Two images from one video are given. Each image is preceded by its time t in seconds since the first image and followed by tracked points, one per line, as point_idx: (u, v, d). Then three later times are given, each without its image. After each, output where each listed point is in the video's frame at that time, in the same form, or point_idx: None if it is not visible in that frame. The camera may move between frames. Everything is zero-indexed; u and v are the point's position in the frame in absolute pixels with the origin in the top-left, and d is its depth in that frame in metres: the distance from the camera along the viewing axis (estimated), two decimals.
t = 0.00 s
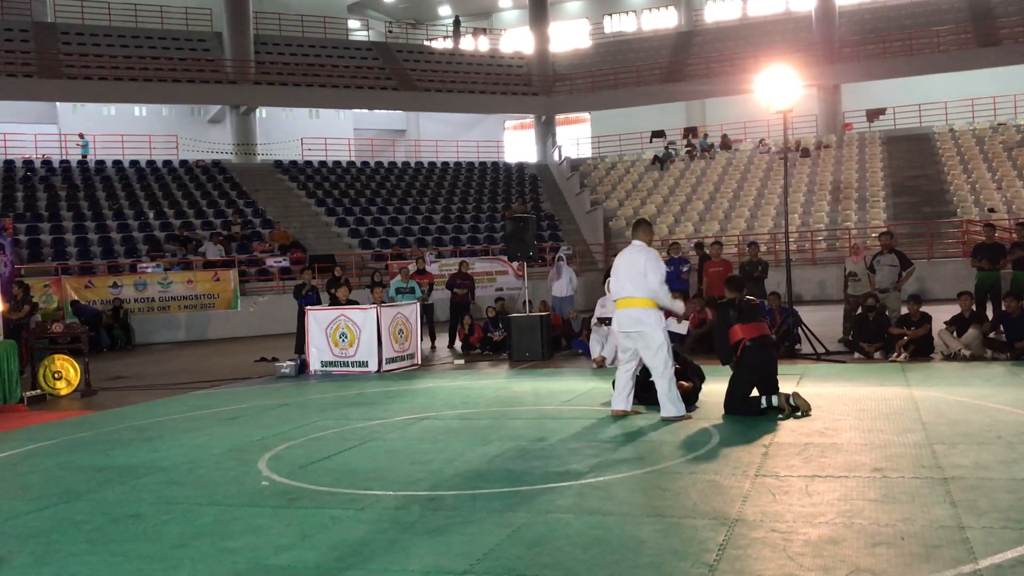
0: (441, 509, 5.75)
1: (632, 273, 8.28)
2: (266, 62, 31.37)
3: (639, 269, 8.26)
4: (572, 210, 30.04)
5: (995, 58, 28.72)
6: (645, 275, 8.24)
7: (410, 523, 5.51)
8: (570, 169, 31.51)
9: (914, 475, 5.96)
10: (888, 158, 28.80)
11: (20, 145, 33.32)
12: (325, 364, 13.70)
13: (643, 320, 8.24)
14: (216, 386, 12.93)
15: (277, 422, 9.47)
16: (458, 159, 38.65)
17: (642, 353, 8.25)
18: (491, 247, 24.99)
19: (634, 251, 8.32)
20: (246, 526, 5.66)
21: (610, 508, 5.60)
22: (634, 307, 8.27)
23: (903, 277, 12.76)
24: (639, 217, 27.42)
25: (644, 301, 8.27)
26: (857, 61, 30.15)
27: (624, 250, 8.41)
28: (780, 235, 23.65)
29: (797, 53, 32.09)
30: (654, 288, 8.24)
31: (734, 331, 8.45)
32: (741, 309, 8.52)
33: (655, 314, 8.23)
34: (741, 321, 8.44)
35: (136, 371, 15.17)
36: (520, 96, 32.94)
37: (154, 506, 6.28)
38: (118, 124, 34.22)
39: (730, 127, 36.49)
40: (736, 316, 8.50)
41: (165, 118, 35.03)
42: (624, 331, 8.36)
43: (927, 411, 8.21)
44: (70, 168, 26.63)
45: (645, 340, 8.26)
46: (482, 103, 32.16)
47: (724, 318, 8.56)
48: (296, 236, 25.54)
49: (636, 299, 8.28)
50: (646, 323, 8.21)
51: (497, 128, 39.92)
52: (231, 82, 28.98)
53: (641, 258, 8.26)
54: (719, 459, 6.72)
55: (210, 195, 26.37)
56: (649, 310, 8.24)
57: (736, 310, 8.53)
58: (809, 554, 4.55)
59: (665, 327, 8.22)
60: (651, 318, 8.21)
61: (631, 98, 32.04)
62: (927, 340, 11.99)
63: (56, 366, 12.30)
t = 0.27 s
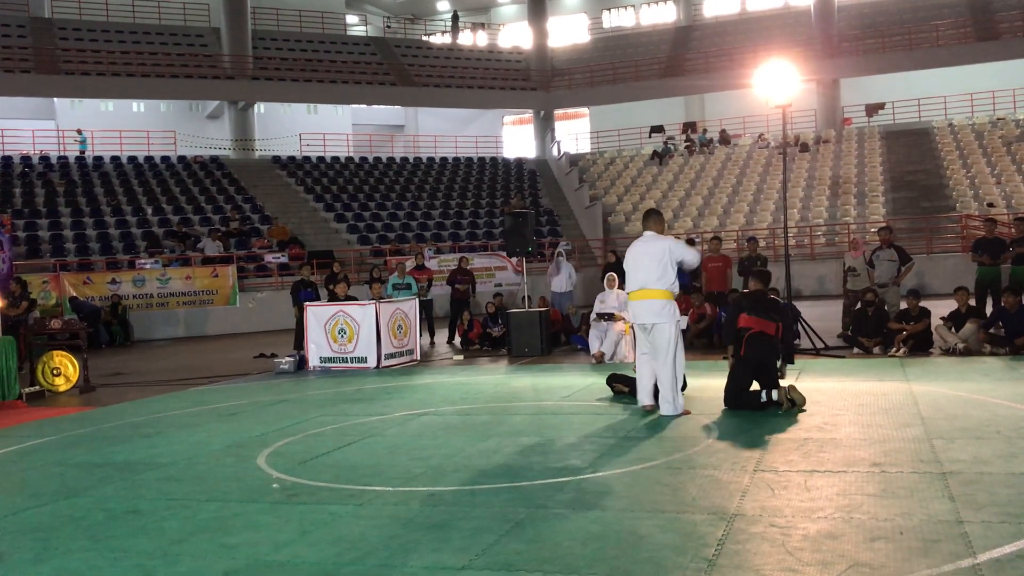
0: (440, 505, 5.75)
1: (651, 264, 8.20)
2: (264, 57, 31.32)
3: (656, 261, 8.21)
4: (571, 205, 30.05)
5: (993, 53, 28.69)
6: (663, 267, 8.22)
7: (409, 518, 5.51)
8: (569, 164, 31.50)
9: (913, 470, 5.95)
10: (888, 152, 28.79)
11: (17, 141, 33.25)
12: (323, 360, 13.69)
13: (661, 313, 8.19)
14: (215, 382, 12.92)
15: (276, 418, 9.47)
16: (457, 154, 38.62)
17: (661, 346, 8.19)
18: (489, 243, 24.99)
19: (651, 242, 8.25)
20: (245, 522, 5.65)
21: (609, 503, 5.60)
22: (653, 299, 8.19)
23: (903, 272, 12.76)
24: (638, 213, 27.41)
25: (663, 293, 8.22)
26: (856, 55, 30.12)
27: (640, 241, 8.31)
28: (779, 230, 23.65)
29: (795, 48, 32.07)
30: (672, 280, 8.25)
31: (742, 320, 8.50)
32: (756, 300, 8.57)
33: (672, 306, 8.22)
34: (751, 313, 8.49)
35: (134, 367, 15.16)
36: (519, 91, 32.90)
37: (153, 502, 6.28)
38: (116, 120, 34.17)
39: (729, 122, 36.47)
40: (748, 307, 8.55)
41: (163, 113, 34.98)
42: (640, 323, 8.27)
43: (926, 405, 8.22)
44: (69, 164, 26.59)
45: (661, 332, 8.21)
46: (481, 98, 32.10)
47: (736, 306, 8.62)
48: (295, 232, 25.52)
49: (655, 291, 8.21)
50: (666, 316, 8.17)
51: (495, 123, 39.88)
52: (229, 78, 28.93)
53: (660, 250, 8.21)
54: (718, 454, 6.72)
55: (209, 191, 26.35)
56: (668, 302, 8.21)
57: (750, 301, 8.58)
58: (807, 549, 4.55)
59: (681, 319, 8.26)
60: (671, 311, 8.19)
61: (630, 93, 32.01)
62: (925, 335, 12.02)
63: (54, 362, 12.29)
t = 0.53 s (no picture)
0: (439, 503, 5.76)
1: (663, 259, 8.18)
2: (262, 55, 31.31)
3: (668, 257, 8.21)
4: (570, 203, 30.05)
5: (992, 50, 28.70)
6: (673, 264, 8.23)
7: (408, 515, 5.52)
8: (568, 162, 31.50)
9: (912, 467, 5.96)
10: (886, 150, 28.81)
11: (16, 139, 33.22)
12: (323, 357, 13.69)
13: (671, 309, 8.15)
14: (215, 380, 12.92)
15: (275, 416, 9.47)
16: (456, 152, 38.61)
17: (669, 343, 8.15)
18: (489, 241, 24.98)
19: (663, 239, 8.26)
20: (244, 519, 5.66)
21: (609, 500, 5.61)
22: (665, 297, 8.16)
23: (902, 269, 12.77)
24: (636, 210, 27.42)
25: (673, 290, 8.20)
26: (854, 53, 30.12)
27: (651, 237, 8.29)
28: (778, 228, 23.66)
29: (794, 46, 32.06)
30: (680, 277, 8.28)
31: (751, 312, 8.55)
32: (765, 294, 8.61)
33: (680, 304, 8.22)
34: (761, 306, 8.53)
35: (133, 365, 15.16)
36: (518, 88, 32.86)
37: (152, 500, 6.28)
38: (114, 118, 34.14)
39: (728, 120, 36.47)
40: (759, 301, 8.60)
41: (162, 111, 34.95)
42: (648, 320, 8.19)
43: (924, 403, 8.23)
44: (67, 162, 26.56)
45: (672, 328, 8.16)
46: (480, 96, 32.06)
47: (746, 298, 8.67)
48: (293, 230, 25.51)
49: (666, 287, 8.19)
50: (677, 313, 8.15)
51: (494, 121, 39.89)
52: (228, 75, 28.91)
53: (671, 247, 8.23)
54: (718, 451, 6.73)
55: (207, 189, 26.34)
56: (678, 299, 8.20)
57: (760, 295, 8.62)
58: (806, 546, 4.56)
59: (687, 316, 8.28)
60: (680, 307, 8.19)
61: (629, 91, 32.00)
62: (924, 333, 12.03)
63: (54, 360, 12.29)
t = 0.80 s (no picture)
0: (440, 502, 5.76)
1: (664, 260, 8.18)
2: (263, 55, 31.31)
3: (668, 257, 8.21)
4: (570, 202, 30.04)
5: (993, 50, 28.69)
6: (674, 264, 8.23)
7: (409, 515, 5.52)
8: (569, 162, 31.50)
9: (912, 467, 5.97)
10: (887, 150, 28.79)
11: (16, 138, 33.22)
12: (323, 357, 13.69)
13: (672, 309, 8.15)
14: (216, 379, 12.92)
15: (275, 415, 9.47)
16: (456, 152, 38.59)
17: (670, 343, 8.15)
18: (489, 240, 24.97)
19: (664, 239, 8.25)
20: (245, 519, 5.66)
21: (609, 499, 5.62)
22: (665, 297, 8.15)
23: (902, 269, 12.77)
24: (637, 210, 27.43)
25: (674, 291, 8.20)
26: (855, 53, 30.10)
27: (652, 237, 8.29)
28: (779, 228, 23.65)
29: (795, 46, 32.04)
30: (681, 278, 8.27)
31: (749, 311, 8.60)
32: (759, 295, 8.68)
33: (681, 304, 8.23)
34: (761, 305, 8.58)
35: (134, 365, 15.17)
36: (519, 88, 32.85)
37: (153, 499, 6.29)
38: (115, 117, 34.14)
39: (729, 119, 36.45)
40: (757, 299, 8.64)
41: (162, 111, 34.95)
42: (649, 320, 8.19)
43: (925, 403, 8.23)
44: (68, 161, 26.55)
45: (673, 329, 8.17)
46: (480, 96, 32.03)
47: (742, 299, 8.72)
48: (294, 229, 25.51)
49: (667, 288, 8.18)
50: (678, 314, 8.16)
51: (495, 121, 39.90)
52: (229, 75, 28.91)
53: (672, 247, 8.24)
54: (718, 451, 6.73)
55: (208, 188, 26.33)
56: (678, 299, 8.20)
57: (756, 293, 8.67)
58: (806, 546, 4.56)
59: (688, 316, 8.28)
60: (681, 308, 8.19)
61: (629, 91, 31.99)
62: (925, 332, 12.04)
63: (55, 359, 12.30)
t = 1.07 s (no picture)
0: (442, 504, 5.76)
1: (665, 262, 8.18)
2: (265, 56, 31.36)
3: (669, 259, 8.20)
4: (572, 204, 30.06)
5: (995, 51, 28.66)
6: (675, 266, 8.22)
7: (411, 517, 5.52)
8: (571, 163, 31.52)
9: (915, 468, 5.95)
10: (889, 151, 28.78)
11: (19, 141, 33.27)
12: (325, 359, 13.70)
13: (673, 310, 8.15)
14: (218, 381, 12.92)
15: (277, 417, 9.47)
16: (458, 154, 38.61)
17: (672, 344, 8.15)
18: (491, 242, 24.98)
19: (665, 241, 8.24)
20: (246, 521, 5.66)
21: (612, 501, 5.62)
22: (666, 299, 8.15)
23: (904, 271, 12.75)
24: (639, 212, 27.45)
25: (675, 292, 8.19)
26: (856, 54, 30.08)
27: (652, 239, 8.28)
28: (781, 229, 23.64)
29: (797, 47, 32.03)
30: (682, 280, 8.26)
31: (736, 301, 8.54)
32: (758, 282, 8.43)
33: (682, 306, 8.22)
34: (746, 294, 8.44)
35: (136, 366, 15.18)
36: (520, 90, 32.87)
37: (156, 501, 6.29)
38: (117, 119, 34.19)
39: (731, 121, 36.44)
40: (748, 288, 8.48)
41: (165, 113, 35.01)
42: (650, 322, 8.18)
43: (928, 404, 8.21)
44: (70, 163, 26.59)
45: (673, 330, 8.16)
46: (481, 97, 32.03)
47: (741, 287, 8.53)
48: (296, 231, 25.53)
49: (668, 290, 8.17)
50: (678, 315, 8.15)
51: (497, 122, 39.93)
52: (231, 77, 28.95)
53: (673, 248, 8.23)
54: (721, 453, 6.71)
55: (211, 190, 26.36)
56: (679, 301, 8.19)
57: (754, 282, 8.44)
58: (809, 547, 4.55)
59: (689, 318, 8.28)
60: (682, 309, 8.18)
61: (631, 92, 32.01)
62: (927, 334, 12.02)
63: (57, 362, 12.30)
